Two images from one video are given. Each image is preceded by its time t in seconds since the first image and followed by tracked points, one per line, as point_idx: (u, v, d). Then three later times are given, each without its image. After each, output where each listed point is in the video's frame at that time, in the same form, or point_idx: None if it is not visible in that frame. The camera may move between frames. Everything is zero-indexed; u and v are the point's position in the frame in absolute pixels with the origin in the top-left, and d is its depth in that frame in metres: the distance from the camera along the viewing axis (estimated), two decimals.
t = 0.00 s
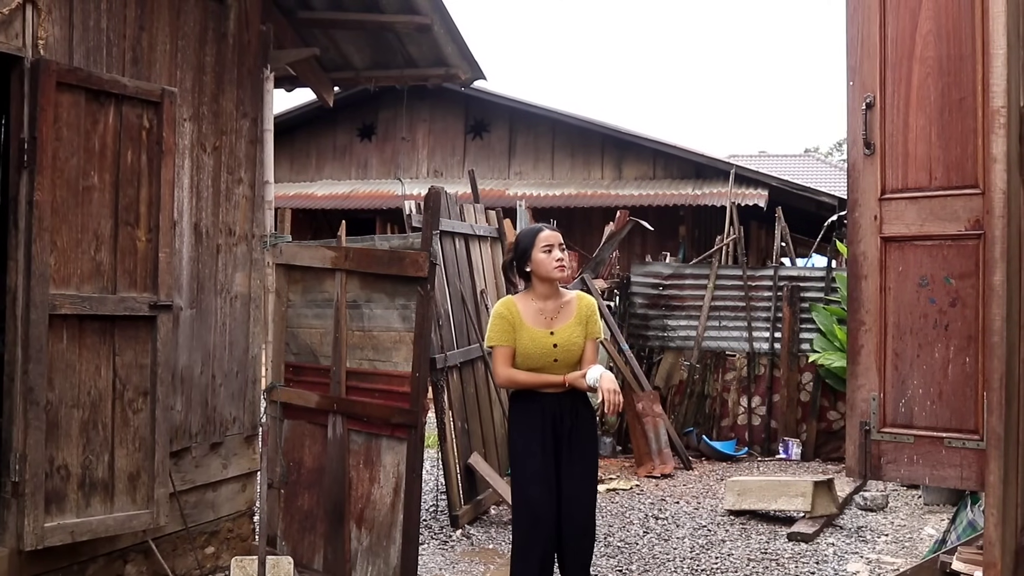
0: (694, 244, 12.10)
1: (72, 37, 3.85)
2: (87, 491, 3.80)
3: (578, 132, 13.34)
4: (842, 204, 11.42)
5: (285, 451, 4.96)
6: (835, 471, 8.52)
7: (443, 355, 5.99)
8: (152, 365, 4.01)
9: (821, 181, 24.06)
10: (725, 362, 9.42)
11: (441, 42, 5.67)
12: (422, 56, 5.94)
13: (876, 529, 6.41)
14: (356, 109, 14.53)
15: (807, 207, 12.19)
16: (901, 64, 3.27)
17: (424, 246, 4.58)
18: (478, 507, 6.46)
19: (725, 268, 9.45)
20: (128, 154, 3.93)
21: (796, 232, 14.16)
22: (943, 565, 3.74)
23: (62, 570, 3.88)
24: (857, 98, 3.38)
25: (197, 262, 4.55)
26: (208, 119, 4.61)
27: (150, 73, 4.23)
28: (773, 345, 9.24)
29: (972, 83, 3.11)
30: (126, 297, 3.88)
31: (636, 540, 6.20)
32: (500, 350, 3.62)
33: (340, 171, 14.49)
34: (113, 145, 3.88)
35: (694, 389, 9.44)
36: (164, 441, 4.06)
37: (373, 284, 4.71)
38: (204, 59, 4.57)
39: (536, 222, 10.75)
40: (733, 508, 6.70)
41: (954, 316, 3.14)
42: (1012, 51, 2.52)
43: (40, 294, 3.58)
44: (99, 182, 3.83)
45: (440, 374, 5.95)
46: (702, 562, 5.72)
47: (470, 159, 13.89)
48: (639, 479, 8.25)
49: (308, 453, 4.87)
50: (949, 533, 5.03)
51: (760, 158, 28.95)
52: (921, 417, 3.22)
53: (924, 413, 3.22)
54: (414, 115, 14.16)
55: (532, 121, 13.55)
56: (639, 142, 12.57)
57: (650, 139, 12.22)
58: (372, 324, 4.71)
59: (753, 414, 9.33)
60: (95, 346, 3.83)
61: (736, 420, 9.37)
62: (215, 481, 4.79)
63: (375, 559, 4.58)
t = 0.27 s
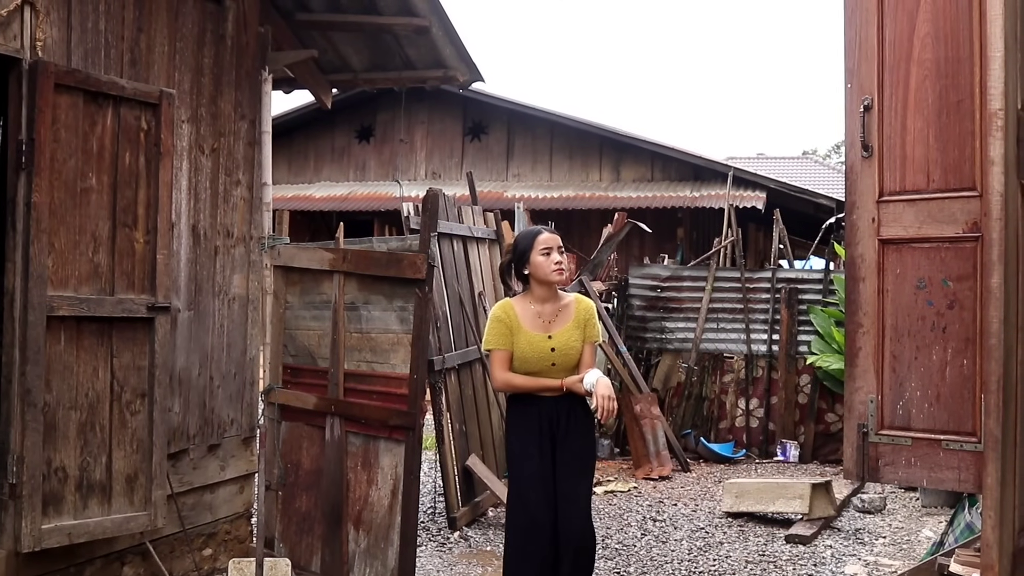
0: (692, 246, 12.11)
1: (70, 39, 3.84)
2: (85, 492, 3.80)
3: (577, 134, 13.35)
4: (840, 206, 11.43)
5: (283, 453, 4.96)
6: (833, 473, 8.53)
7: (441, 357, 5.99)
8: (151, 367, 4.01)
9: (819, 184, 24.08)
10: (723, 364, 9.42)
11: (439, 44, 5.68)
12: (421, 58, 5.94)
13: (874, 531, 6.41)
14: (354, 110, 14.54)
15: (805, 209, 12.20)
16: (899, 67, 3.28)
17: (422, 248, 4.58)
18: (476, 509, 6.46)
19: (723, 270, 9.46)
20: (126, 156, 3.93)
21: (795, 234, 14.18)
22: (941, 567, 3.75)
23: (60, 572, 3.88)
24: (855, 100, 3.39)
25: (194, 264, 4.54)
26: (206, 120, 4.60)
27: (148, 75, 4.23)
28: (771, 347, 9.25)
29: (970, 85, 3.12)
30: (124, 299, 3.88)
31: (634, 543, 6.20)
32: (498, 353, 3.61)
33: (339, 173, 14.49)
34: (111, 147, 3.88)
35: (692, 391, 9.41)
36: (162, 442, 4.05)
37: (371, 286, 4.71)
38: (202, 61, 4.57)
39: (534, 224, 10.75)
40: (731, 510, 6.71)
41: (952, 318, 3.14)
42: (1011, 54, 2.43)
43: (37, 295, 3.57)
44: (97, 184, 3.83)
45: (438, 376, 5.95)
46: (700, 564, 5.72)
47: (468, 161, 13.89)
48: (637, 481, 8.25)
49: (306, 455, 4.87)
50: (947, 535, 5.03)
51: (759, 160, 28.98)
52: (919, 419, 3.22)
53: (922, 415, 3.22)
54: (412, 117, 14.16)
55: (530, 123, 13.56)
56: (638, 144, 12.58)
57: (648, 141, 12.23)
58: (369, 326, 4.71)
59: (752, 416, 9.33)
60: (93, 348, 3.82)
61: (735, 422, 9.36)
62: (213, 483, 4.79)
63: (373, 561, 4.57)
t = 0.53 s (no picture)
0: (690, 248, 12.12)
1: (68, 40, 3.84)
2: (81, 494, 3.79)
3: (575, 136, 13.36)
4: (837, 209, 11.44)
5: (281, 455, 4.95)
6: (831, 475, 8.53)
7: (438, 359, 6.00)
8: (148, 369, 4.00)
9: (816, 186, 24.09)
10: (720, 366, 9.42)
11: (437, 46, 5.68)
12: (419, 60, 5.94)
13: (871, 534, 6.41)
14: (352, 113, 14.53)
15: (802, 212, 12.21)
16: (897, 69, 3.29)
17: (420, 250, 4.58)
18: (474, 511, 6.46)
19: (721, 272, 9.46)
20: (124, 158, 3.93)
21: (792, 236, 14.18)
22: (938, 570, 3.75)
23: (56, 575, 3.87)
24: (853, 103, 3.40)
25: (192, 266, 4.54)
26: (204, 122, 4.60)
27: (146, 77, 4.23)
28: (769, 350, 9.26)
29: (968, 88, 3.12)
30: (122, 301, 3.88)
31: (631, 545, 6.20)
32: (498, 356, 3.61)
33: (336, 175, 14.48)
34: (109, 149, 3.88)
35: (689, 394, 9.41)
36: (159, 444, 4.05)
37: (369, 288, 4.71)
38: (200, 63, 4.57)
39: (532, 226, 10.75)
40: (729, 512, 6.71)
41: (949, 321, 3.14)
42: (1008, 58, 2.40)
43: (35, 297, 3.57)
44: (95, 186, 3.82)
45: (436, 378, 5.95)
46: (698, 567, 5.72)
47: (466, 163, 13.89)
48: (634, 483, 8.24)
49: (304, 457, 4.87)
50: (944, 537, 5.03)
51: (756, 163, 28.98)
52: (916, 422, 3.22)
53: (919, 417, 3.22)
54: (411, 120, 14.16)
55: (528, 125, 13.57)
56: (635, 147, 12.59)
57: (646, 143, 12.24)
58: (367, 328, 4.71)
59: (749, 419, 9.33)
60: (90, 349, 3.82)
61: (732, 425, 9.37)
62: (211, 485, 4.78)
63: (370, 563, 4.57)
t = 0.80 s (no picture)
0: (688, 250, 12.13)
1: (66, 42, 3.84)
2: (79, 496, 3.79)
3: (572, 138, 13.36)
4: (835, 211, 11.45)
5: (279, 457, 4.95)
6: (828, 478, 8.54)
7: (436, 361, 5.99)
8: (146, 371, 4.01)
9: (814, 189, 24.10)
10: (718, 368, 9.42)
11: (435, 48, 5.68)
12: (417, 62, 5.94)
13: (869, 536, 6.41)
14: (350, 115, 14.53)
15: (800, 214, 12.22)
16: (894, 72, 3.29)
17: (418, 252, 4.57)
18: (471, 513, 6.45)
19: (719, 274, 9.46)
20: (122, 160, 3.93)
21: (790, 238, 14.19)
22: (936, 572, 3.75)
23: None
24: (850, 105, 3.40)
25: (190, 268, 4.54)
26: (202, 124, 4.60)
27: (144, 78, 4.23)
28: (767, 352, 9.27)
29: (965, 91, 3.13)
30: (119, 302, 3.87)
31: (629, 547, 6.20)
32: (500, 358, 3.59)
33: (334, 177, 14.48)
34: (107, 150, 3.87)
35: (687, 396, 9.42)
36: (157, 446, 4.05)
37: (367, 290, 4.71)
38: (198, 65, 4.57)
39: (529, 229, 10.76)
40: (726, 514, 6.71)
41: (947, 323, 3.15)
42: (1005, 60, 2.40)
43: (33, 299, 3.56)
44: (93, 188, 3.82)
45: (433, 379, 5.96)
46: (695, 569, 5.72)
47: (464, 165, 13.89)
48: (632, 485, 8.24)
49: (302, 459, 4.86)
50: (942, 539, 5.04)
51: (754, 165, 28.99)
52: (914, 424, 3.23)
53: (917, 420, 3.22)
54: (409, 121, 14.17)
55: (526, 127, 13.57)
56: (633, 149, 12.59)
57: (644, 145, 12.24)
58: (365, 329, 4.71)
59: (747, 421, 9.33)
60: (88, 351, 3.81)
61: (730, 427, 9.37)
62: (208, 487, 4.78)
63: (368, 565, 4.57)
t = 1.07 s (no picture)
0: (686, 252, 12.14)
1: (64, 44, 3.84)
2: (76, 498, 3.78)
3: (570, 141, 13.37)
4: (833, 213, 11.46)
5: (276, 459, 4.95)
6: (826, 480, 8.54)
7: (434, 363, 5.99)
8: (143, 372, 4.00)
9: (812, 191, 24.13)
10: (716, 371, 9.41)
11: (433, 50, 5.68)
12: (415, 64, 5.94)
13: (867, 539, 6.42)
14: (348, 116, 14.53)
15: (798, 217, 12.23)
16: (892, 75, 3.30)
17: (416, 254, 4.58)
18: (469, 515, 6.45)
19: (717, 276, 9.47)
20: (120, 161, 3.92)
21: (788, 241, 14.21)
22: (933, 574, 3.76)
23: None
24: (849, 108, 3.40)
25: (188, 269, 4.53)
26: (200, 126, 4.60)
27: (142, 80, 4.22)
28: (764, 354, 9.27)
29: (963, 94, 3.13)
30: (117, 304, 3.87)
31: (627, 549, 6.20)
32: (506, 360, 3.60)
33: (332, 179, 14.47)
34: (105, 152, 3.87)
35: (685, 398, 9.43)
36: (154, 448, 4.04)
37: (365, 292, 4.71)
38: (196, 66, 4.56)
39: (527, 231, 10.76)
40: (724, 517, 6.71)
41: (945, 326, 3.15)
42: (1003, 63, 2.40)
43: (30, 300, 3.56)
44: (91, 189, 3.82)
45: (432, 382, 5.94)
46: (693, 571, 5.72)
47: (462, 167, 13.89)
48: (630, 487, 8.25)
49: (299, 461, 4.86)
50: (939, 542, 5.04)
51: (751, 167, 29.01)
52: (912, 426, 3.23)
53: (915, 422, 3.22)
54: (407, 123, 14.17)
55: (524, 129, 13.58)
56: (631, 151, 12.60)
57: (642, 147, 12.25)
58: (363, 331, 4.71)
59: (745, 423, 9.33)
60: (86, 353, 3.81)
61: (728, 429, 9.36)
62: (206, 489, 4.77)
63: (366, 567, 4.57)
